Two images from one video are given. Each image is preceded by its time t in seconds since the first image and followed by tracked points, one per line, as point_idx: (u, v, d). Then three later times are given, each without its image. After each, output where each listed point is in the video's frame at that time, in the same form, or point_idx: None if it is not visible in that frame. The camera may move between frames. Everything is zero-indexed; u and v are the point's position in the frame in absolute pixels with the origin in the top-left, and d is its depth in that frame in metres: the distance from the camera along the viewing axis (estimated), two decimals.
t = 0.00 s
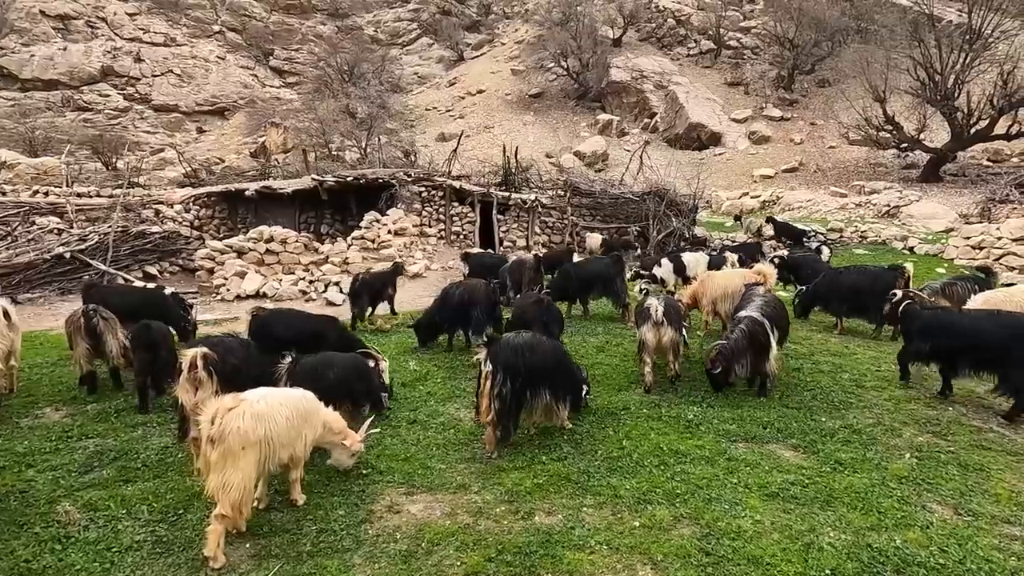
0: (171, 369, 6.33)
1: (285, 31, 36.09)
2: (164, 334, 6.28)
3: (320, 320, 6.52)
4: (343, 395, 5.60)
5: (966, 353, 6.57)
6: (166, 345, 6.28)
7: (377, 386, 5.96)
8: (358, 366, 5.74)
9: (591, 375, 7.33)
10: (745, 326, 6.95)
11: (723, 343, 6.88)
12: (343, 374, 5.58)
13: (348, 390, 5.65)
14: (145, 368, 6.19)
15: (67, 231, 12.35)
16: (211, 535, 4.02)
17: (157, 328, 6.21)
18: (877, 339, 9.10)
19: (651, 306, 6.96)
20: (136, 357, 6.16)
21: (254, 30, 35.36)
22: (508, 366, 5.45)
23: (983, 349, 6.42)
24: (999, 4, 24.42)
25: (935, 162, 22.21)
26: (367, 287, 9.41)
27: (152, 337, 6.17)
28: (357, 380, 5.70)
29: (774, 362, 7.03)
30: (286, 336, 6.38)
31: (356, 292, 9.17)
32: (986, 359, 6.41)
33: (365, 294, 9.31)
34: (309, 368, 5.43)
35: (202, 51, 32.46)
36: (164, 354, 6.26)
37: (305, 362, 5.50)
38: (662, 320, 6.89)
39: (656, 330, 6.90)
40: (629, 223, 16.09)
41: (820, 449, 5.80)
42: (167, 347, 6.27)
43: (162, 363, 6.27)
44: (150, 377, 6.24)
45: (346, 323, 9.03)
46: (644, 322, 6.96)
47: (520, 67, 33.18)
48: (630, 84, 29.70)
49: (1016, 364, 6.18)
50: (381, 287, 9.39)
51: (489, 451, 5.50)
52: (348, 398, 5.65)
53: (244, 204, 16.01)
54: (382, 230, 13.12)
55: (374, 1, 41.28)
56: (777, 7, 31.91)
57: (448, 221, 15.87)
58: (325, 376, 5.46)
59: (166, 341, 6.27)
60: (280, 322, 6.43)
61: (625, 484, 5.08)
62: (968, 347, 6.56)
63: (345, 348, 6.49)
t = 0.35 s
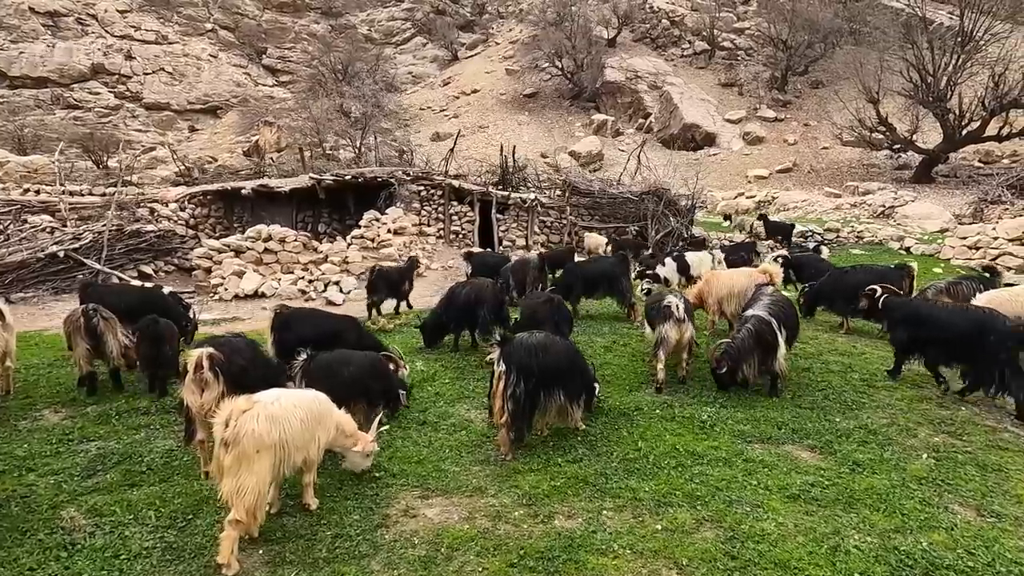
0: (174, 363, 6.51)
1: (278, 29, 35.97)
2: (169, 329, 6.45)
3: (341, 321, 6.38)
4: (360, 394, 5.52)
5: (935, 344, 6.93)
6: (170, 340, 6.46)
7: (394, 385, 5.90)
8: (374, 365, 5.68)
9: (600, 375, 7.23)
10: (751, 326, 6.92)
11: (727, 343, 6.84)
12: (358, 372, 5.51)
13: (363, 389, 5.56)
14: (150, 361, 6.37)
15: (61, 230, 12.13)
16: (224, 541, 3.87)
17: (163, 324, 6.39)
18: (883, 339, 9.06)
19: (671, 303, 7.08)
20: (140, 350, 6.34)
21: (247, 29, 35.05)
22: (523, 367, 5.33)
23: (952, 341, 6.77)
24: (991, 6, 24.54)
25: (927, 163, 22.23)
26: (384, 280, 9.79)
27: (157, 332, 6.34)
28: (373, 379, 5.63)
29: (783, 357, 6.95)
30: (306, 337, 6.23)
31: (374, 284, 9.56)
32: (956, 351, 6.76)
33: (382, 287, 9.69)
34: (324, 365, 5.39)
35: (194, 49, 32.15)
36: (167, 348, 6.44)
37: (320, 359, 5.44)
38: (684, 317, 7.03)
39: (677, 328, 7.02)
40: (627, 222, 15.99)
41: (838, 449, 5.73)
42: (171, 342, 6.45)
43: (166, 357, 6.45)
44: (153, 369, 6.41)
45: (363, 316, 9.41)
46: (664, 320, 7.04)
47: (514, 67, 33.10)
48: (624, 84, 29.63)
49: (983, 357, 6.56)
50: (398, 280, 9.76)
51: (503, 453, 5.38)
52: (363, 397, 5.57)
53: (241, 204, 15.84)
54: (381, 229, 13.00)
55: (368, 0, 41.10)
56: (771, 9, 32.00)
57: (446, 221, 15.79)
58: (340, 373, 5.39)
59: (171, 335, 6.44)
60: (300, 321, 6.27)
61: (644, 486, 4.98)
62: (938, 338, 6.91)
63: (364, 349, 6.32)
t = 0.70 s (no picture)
0: (174, 362, 6.46)
1: (271, 28, 35.83)
2: (170, 327, 6.38)
3: (368, 321, 6.34)
4: (378, 389, 5.53)
5: (904, 334, 7.06)
6: (170, 338, 6.39)
7: (416, 381, 5.88)
8: (394, 361, 5.68)
9: (603, 375, 7.19)
10: (749, 325, 6.80)
11: (727, 342, 6.79)
12: (377, 365, 5.52)
13: (381, 384, 5.57)
14: (151, 360, 6.33)
15: (54, 229, 11.97)
16: (231, 545, 3.78)
17: (164, 322, 6.30)
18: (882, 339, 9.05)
19: (678, 300, 7.08)
20: (140, 349, 6.28)
21: (240, 27, 34.83)
22: (530, 366, 5.30)
23: (919, 333, 6.88)
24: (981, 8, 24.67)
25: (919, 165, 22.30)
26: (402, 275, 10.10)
27: (158, 331, 6.27)
28: (391, 375, 5.64)
29: (783, 356, 6.83)
30: (329, 339, 6.05)
31: (391, 280, 9.91)
32: (923, 342, 6.87)
33: (400, 281, 10.05)
34: (345, 358, 5.40)
35: (186, 47, 31.91)
36: (168, 346, 6.38)
37: (342, 352, 5.45)
38: (689, 315, 7.03)
39: (681, 325, 7.04)
40: (624, 222, 15.97)
41: (844, 449, 5.71)
42: (171, 340, 6.39)
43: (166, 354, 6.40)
44: (154, 368, 6.37)
45: (383, 311, 9.89)
46: (669, 316, 7.07)
47: (509, 67, 33.05)
48: (619, 85, 29.60)
49: (947, 348, 6.66)
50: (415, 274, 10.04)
51: (510, 453, 5.33)
52: (381, 391, 5.57)
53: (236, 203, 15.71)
54: (378, 229, 12.92)
55: None
56: (764, 10, 32.12)
57: (444, 220, 15.74)
58: (360, 366, 5.41)
59: (171, 334, 6.37)
60: (325, 323, 6.07)
61: (653, 487, 4.94)
62: (907, 330, 7.03)
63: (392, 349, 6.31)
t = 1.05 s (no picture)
0: (176, 363, 6.43)
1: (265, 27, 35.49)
2: (174, 329, 6.38)
3: (387, 323, 6.32)
4: (397, 388, 5.52)
5: (870, 325, 7.59)
6: (174, 339, 6.39)
7: (437, 383, 5.85)
8: (416, 362, 5.69)
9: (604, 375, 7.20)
10: (751, 328, 6.86)
11: (728, 342, 6.86)
12: (396, 365, 5.52)
13: (402, 383, 5.57)
14: (153, 361, 6.30)
15: (48, 229, 11.87)
16: (243, 549, 3.77)
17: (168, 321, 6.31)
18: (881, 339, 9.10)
19: (673, 300, 7.19)
20: (142, 350, 6.26)
21: (233, 26, 34.68)
22: (537, 368, 5.31)
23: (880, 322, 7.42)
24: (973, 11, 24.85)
25: (910, 167, 22.45)
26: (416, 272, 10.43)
27: (162, 332, 6.27)
28: (413, 374, 5.63)
29: (784, 357, 6.83)
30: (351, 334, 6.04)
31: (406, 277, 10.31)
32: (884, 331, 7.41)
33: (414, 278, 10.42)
34: (365, 355, 5.42)
35: (179, 46, 31.72)
36: (171, 347, 6.37)
37: (362, 351, 5.46)
38: (684, 315, 7.09)
39: (677, 324, 7.13)
40: (620, 223, 15.99)
41: (847, 449, 5.75)
42: (174, 341, 6.38)
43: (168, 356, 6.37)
44: (156, 370, 6.33)
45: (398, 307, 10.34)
46: (666, 315, 7.20)
47: (503, 67, 33.06)
48: (613, 85, 29.63)
49: (904, 336, 7.21)
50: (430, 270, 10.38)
51: (517, 454, 5.34)
52: (403, 391, 5.57)
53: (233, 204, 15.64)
54: (376, 229, 12.90)
55: None
56: (757, 13, 32.27)
57: (441, 220, 15.74)
58: (379, 364, 5.42)
59: (174, 335, 6.37)
60: (344, 324, 6.05)
61: (660, 488, 4.95)
62: (870, 320, 7.57)
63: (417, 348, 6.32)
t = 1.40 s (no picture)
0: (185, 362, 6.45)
1: (260, 26, 35.83)
2: (183, 328, 6.39)
3: (403, 323, 6.27)
4: (420, 386, 5.54)
5: (840, 318, 8.02)
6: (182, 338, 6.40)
7: (466, 380, 5.87)
8: (441, 358, 5.69)
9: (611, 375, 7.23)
10: (757, 327, 6.89)
11: (734, 340, 6.97)
12: (420, 362, 5.52)
13: (427, 381, 5.57)
14: (161, 360, 6.32)
15: (47, 229, 11.80)
16: (265, 548, 3.76)
17: (175, 321, 6.27)
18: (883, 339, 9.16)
19: (681, 299, 7.22)
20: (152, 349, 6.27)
21: (227, 26, 34.57)
22: (550, 368, 5.34)
23: (852, 315, 7.88)
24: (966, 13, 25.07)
25: (904, 168, 22.63)
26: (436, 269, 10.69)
27: (171, 332, 6.29)
28: (437, 372, 5.63)
29: (791, 357, 6.84)
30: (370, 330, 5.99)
31: (426, 272, 10.55)
32: (857, 324, 7.89)
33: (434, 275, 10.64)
34: (389, 353, 5.43)
35: (173, 46, 31.59)
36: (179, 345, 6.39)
37: (384, 349, 5.47)
38: (691, 314, 7.14)
39: (684, 324, 7.17)
40: (619, 223, 16.02)
41: (857, 448, 5.79)
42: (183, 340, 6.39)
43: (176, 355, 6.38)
44: (165, 370, 6.36)
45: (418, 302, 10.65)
46: (672, 315, 7.24)
47: (500, 68, 33.09)
48: (610, 86, 29.71)
49: (875, 328, 7.73)
50: (448, 268, 10.65)
51: (530, 454, 5.36)
52: (427, 389, 5.58)
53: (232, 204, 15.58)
54: (378, 229, 12.89)
55: None
56: (753, 14, 32.40)
57: (441, 221, 15.76)
58: (403, 362, 5.43)
59: (183, 335, 6.38)
60: (362, 323, 6.02)
61: (673, 487, 4.99)
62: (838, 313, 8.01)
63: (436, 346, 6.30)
